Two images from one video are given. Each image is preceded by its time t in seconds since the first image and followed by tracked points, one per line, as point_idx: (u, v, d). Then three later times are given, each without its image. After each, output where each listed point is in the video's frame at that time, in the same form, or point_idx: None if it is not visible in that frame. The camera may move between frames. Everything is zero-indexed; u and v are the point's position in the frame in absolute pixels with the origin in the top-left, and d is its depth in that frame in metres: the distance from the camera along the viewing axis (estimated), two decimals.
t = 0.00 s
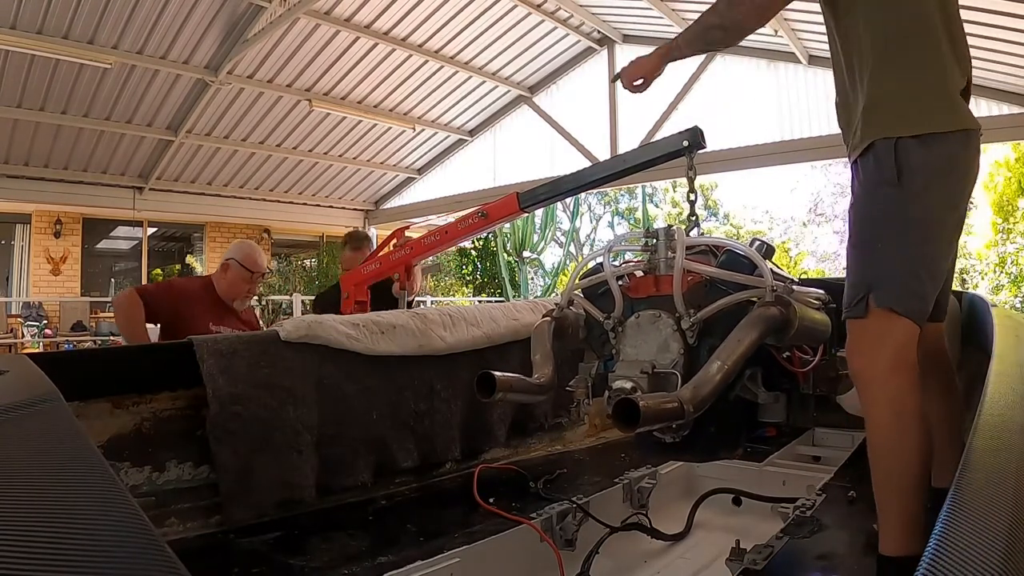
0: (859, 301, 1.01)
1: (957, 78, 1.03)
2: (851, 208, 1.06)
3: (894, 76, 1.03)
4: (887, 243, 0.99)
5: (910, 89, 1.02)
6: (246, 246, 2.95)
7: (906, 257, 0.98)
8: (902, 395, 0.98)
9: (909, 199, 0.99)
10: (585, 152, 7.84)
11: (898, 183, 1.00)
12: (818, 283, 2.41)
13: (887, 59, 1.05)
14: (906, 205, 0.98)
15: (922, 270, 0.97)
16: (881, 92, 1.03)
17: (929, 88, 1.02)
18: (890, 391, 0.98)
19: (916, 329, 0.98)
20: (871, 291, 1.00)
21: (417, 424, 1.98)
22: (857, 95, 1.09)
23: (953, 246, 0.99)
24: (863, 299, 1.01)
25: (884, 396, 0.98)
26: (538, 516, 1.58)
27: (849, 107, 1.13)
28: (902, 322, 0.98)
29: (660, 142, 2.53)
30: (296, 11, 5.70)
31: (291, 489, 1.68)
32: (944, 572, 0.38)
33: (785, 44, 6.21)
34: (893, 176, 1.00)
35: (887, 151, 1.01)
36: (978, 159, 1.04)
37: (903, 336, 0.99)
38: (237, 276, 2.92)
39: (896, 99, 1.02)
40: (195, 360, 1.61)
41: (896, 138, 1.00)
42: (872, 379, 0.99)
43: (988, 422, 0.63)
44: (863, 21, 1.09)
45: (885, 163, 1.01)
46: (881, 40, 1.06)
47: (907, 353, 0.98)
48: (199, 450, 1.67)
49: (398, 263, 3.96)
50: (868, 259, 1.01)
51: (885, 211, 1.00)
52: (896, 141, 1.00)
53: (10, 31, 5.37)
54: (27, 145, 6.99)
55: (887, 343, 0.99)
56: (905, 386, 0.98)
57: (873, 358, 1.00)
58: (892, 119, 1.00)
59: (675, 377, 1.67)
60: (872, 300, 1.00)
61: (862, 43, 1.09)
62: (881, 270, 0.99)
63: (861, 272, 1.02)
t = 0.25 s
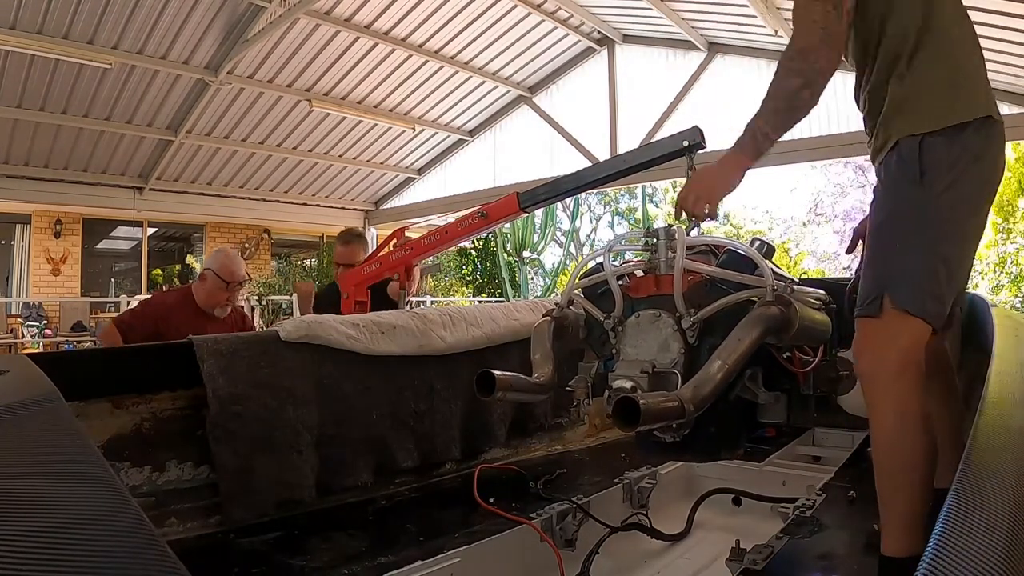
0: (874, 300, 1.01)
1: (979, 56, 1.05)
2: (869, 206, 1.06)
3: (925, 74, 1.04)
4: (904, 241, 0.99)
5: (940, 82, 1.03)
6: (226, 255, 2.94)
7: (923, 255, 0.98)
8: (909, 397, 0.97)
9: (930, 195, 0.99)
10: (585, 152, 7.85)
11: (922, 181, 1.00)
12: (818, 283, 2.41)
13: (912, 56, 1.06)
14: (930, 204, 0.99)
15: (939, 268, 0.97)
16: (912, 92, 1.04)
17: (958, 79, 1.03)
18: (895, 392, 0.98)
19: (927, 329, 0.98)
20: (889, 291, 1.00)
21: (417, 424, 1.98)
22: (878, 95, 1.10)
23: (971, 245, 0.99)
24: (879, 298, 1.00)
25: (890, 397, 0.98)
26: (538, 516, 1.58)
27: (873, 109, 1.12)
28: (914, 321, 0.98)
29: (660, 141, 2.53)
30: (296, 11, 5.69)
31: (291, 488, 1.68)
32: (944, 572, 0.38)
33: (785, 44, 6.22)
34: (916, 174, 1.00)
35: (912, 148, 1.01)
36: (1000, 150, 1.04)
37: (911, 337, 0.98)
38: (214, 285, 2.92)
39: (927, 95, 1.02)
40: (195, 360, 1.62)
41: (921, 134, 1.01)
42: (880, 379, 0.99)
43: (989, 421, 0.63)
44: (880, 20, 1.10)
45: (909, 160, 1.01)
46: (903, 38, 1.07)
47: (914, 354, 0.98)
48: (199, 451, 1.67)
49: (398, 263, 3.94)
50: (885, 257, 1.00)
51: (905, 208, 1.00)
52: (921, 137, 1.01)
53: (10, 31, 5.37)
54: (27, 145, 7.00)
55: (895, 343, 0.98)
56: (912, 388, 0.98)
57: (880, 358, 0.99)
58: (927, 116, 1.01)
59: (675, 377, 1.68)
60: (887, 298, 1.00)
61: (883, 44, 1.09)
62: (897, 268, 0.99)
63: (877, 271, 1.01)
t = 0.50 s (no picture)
0: (911, 296, 1.03)
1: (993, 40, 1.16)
2: (916, 206, 1.09)
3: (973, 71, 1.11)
4: (954, 238, 1.02)
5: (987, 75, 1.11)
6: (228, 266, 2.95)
7: (973, 253, 1.00)
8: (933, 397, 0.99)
9: (986, 193, 1.03)
10: (585, 152, 7.84)
11: (971, 180, 1.04)
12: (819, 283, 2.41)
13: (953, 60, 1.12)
14: (980, 202, 1.02)
15: (985, 269, 1.00)
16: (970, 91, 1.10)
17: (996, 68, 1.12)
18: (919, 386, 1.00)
19: (961, 329, 0.99)
20: (928, 288, 1.02)
21: (417, 424, 1.98)
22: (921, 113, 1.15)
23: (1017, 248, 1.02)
24: (917, 294, 1.02)
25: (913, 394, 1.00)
26: (538, 516, 1.58)
27: (912, 113, 1.18)
28: (950, 318, 1.00)
29: (660, 141, 2.54)
30: (297, 11, 5.69)
31: (291, 488, 1.68)
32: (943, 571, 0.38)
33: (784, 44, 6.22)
34: (967, 174, 1.05)
35: (963, 151, 1.06)
36: None
37: (944, 335, 1.00)
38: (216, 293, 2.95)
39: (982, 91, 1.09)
40: (195, 360, 1.62)
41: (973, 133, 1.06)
42: (905, 376, 1.01)
43: (989, 420, 0.63)
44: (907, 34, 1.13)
45: (962, 163, 1.06)
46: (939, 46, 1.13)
47: (944, 350, 1.00)
48: (199, 451, 1.67)
49: (398, 263, 3.95)
50: (931, 254, 1.03)
51: (955, 207, 1.04)
52: (974, 135, 1.06)
53: (10, 31, 5.37)
54: (27, 146, 7.00)
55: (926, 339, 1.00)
56: (937, 387, 1.00)
57: (908, 353, 1.01)
58: (995, 112, 1.07)
59: (673, 376, 1.68)
60: (925, 294, 1.02)
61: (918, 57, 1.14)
62: (942, 265, 1.02)
63: (922, 268, 1.03)
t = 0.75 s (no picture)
0: (919, 295, 1.04)
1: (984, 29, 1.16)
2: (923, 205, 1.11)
3: (978, 71, 1.11)
4: (964, 238, 1.04)
5: (992, 72, 1.11)
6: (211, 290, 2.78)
7: (983, 253, 1.03)
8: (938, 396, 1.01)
9: (998, 193, 1.04)
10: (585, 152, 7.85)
11: (983, 178, 1.06)
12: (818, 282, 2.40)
13: (956, 66, 1.12)
14: (992, 200, 1.04)
15: (992, 269, 1.02)
16: (980, 94, 1.10)
17: (997, 61, 1.13)
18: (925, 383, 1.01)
19: (968, 327, 1.02)
20: (936, 288, 1.03)
21: (417, 424, 1.98)
22: (931, 120, 1.15)
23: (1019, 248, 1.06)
24: (925, 292, 1.04)
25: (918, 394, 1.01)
26: (538, 516, 1.58)
27: (920, 122, 1.17)
28: (958, 318, 1.01)
29: (660, 142, 2.54)
30: (297, 11, 5.69)
31: (291, 488, 1.68)
32: (944, 572, 0.38)
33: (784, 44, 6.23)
34: (980, 171, 1.06)
35: (975, 149, 1.07)
36: None
37: (950, 334, 1.02)
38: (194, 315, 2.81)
39: (990, 91, 1.10)
40: (195, 360, 1.62)
41: (986, 129, 1.07)
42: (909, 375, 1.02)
43: (989, 421, 0.63)
44: (907, 53, 1.13)
45: (975, 160, 1.07)
46: (939, 55, 1.13)
47: (948, 350, 1.02)
48: (199, 451, 1.67)
49: (398, 263, 3.96)
50: (940, 254, 1.05)
51: (966, 207, 1.06)
52: (986, 133, 1.07)
53: (10, 31, 5.37)
54: (27, 146, 7.00)
55: (933, 338, 1.02)
56: (941, 387, 1.01)
57: (914, 351, 1.02)
58: (1007, 110, 1.08)
59: (671, 376, 1.68)
60: (934, 292, 1.03)
61: (921, 72, 1.14)
62: (952, 265, 1.03)
63: (931, 266, 1.05)
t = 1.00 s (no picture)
0: (910, 293, 1.05)
1: (970, 28, 1.14)
2: (919, 203, 1.11)
3: (969, 73, 1.09)
4: (960, 236, 1.04)
5: (983, 71, 1.09)
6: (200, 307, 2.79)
7: (977, 252, 1.03)
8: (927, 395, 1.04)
9: (992, 192, 1.04)
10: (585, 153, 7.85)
11: (979, 177, 1.06)
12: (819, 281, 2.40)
13: (947, 69, 1.09)
14: (987, 199, 1.04)
15: (986, 267, 1.03)
16: (972, 94, 1.08)
17: (985, 60, 1.11)
18: (913, 381, 1.04)
19: (960, 325, 1.03)
20: (928, 287, 1.04)
21: (417, 424, 1.98)
22: (927, 122, 1.13)
23: (1015, 243, 1.06)
24: (917, 291, 1.05)
25: (908, 394, 1.04)
26: (538, 516, 1.58)
27: (914, 126, 1.14)
28: (949, 316, 1.03)
29: (659, 142, 2.55)
30: (297, 11, 5.68)
31: (291, 488, 1.69)
32: (944, 572, 0.38)
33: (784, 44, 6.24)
34: (975, 169, 1.06)
35: (971, 147, 1.06)
36: None
37: (942, 332, 1.03)
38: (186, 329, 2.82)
39: (982, 92, 1.08)
40: (195, 360, 1.62)
41: (981, 128, 1.06)
42: (900, 374, 1.05)
43: (989, 421, 0.63)
44: (896, 60, 1.11)
45: (970, 158, 1.06)
46: (930, 60, 1.10)
47: (939, 348, 1.04)
48: (199, 451, 1.67)
49: (398, 263, 3.97)
50: (934, 253, 1.05)
51: (961, 206, 1.06)
52: (982, 130, 1.06)
53: (9, 31, 5.37)
54: (27, 146, 7.00)
55: (923, 337, 1.04)
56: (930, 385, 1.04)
57: (904, 350, 1.04)
58: (1000, 109, 1.07)
59: (671, 376, 1.67)
60: (926, 292, 1.04)
61: (912, 79, 1.11)
62: (945, 264, 1.04)
63: (923, 265, 1.06)
